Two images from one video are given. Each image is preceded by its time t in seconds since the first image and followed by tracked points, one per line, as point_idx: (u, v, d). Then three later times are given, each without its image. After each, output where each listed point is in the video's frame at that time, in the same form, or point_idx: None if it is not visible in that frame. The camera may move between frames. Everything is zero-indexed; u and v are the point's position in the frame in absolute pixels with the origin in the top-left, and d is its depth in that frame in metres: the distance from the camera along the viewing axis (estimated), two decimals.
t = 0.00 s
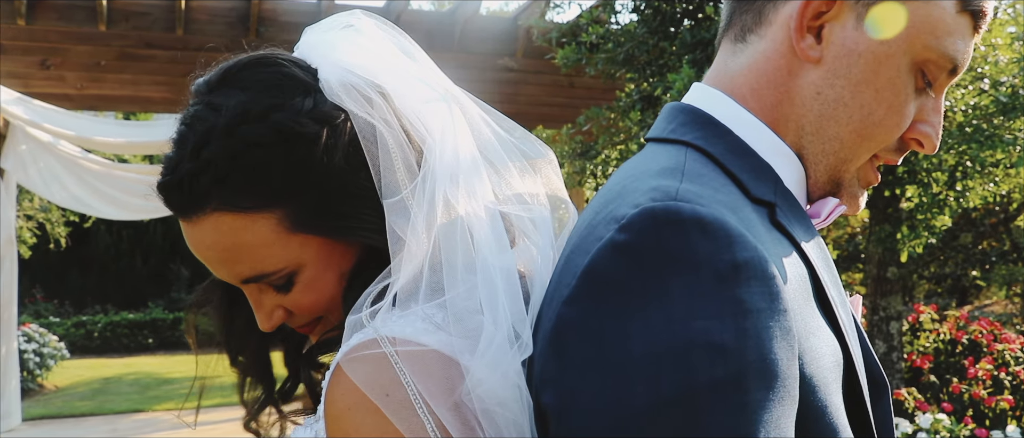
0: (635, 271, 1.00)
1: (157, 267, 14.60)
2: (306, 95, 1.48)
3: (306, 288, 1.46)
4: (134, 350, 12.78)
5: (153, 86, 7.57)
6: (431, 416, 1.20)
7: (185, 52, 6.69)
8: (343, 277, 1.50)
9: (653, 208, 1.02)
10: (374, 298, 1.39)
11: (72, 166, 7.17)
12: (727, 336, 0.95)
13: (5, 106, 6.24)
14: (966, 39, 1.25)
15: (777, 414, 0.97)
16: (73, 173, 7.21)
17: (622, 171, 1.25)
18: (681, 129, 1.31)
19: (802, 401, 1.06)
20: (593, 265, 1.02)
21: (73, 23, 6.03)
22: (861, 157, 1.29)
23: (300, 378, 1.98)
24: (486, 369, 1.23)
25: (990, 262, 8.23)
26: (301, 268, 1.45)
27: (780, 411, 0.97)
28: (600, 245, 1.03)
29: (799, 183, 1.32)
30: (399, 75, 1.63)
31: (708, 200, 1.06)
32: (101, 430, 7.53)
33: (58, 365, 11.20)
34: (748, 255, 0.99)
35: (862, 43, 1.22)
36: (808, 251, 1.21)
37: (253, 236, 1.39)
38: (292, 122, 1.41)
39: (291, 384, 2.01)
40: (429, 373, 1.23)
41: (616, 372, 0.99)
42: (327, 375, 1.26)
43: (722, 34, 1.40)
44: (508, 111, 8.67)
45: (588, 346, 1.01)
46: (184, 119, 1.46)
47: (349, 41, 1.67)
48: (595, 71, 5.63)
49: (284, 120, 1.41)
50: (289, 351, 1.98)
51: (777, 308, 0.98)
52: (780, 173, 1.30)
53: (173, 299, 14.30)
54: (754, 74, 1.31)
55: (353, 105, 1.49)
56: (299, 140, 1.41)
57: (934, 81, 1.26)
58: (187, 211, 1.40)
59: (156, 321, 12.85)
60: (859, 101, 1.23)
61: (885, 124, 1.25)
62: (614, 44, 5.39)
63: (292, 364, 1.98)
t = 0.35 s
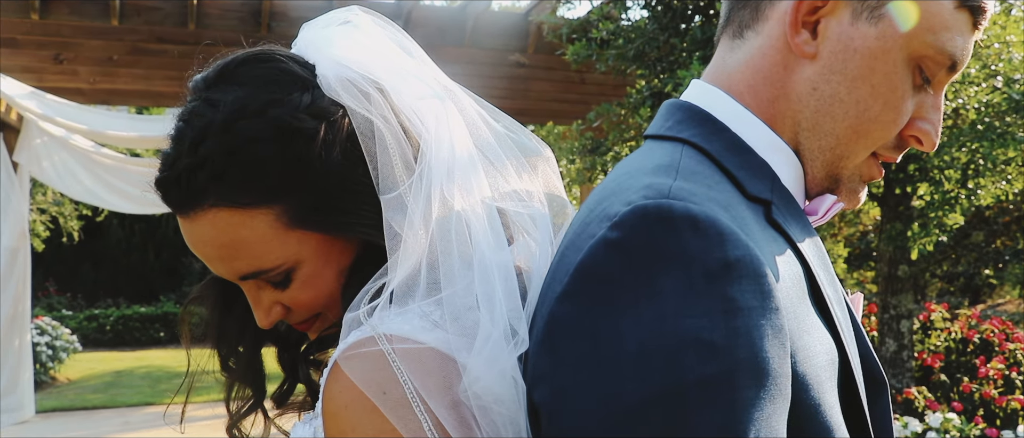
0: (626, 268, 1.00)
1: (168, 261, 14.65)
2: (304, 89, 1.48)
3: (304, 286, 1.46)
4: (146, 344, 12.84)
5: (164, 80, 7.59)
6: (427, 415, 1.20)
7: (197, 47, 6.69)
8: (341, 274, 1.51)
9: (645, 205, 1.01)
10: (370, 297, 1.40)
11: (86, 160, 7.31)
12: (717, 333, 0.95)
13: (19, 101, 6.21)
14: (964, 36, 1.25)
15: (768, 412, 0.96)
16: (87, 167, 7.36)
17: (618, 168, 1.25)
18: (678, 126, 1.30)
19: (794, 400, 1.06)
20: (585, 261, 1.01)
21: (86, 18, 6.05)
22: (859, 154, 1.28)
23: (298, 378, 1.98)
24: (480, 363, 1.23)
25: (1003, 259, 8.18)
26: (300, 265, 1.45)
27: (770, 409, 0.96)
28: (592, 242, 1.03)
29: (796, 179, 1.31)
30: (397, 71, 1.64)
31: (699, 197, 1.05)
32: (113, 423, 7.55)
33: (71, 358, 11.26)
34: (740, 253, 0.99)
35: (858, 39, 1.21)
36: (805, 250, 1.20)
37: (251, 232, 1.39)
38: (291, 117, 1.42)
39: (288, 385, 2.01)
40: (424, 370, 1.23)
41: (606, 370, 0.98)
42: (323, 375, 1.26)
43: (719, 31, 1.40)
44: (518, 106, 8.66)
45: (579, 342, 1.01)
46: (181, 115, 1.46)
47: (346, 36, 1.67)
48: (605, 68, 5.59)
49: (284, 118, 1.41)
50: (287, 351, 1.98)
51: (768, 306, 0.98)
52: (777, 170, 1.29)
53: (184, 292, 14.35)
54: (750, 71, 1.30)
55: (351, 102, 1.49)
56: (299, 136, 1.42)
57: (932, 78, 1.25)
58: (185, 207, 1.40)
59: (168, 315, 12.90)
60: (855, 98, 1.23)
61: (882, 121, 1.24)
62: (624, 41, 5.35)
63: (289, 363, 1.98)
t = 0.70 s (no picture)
0: (620, 276, 1.01)
1: (180, 263, 14.72)
2: (307, 95, 1.50)
3: (303, 288, 1.48)
4: (157, 345, 12.90)
5: (176, 83, 7.63)
6: (424, 422, 1.21)
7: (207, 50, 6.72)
8: (340, 278, 1.52)
9: (638, 214, 1.02)
10: (369, 303, 1.41)
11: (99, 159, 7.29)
12: (709, 341, 0.96)
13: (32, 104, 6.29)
14: (962, 42, 1.24)
15: (761, 419, 0.97)
16: (101, 169, 7.36)
17: (615, 176, 1.26)
18: (676, 133, 1.31)
19: (788, 408, 1.06)
20: (580, 270, 1.03)
21: (98, 21, 6.09)
22: (856, 162, 1.28)
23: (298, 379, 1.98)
24: (478, 370, 1.24)
25: (1016, 261, 8.13)
26: (298, 267, 1.47)
27: (763, 416, 0.97)
28: (587, 250, 1.03)
29: (793, 187, 1.32)
30: (398, 78, 1.64)
31: (694, 205, 1.06)
32: (124, 424, 7.59)
33: (83, 359, 11.32)
34: (733, 261, 0.99)
35: (854, 46, 1.21)
36: (801, 258, 1.21)
37: (251, 233, 1.42)
38: (292, 122, 1.44)
39: (289, 386, 2.01)
40: (422, 376, 1.24)
41: (600, 378, 0.99)
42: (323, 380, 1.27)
43: (718, 39, 1.41)
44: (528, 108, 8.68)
45: (574, 350, 1.01)
46: (188, 116, 1.49)
47: (351, 42, 1.69)
48: (614, 70, 5.59)
49: (286, 123, 1.44)
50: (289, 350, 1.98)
51: (761, 314, 0.99)
52: (775, 179, 1.30)
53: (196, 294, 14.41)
54: (748, 79, 1.31)
55: (353, 107, 1.51)
56: (301, 141, 1.44)
57: (930, 84, 1.25)
58: (188, 207, 1.43)
59: (179, 316, 12.96)
60: (852, 104, 1.23)
61: (879, 128, 1.25)
62: (632, 43, 5.35)
63: (291, 363, 1.98)
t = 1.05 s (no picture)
0: (613, 286, 1.02)
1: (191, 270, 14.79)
2: (309, 105, 1.53)
3: (303, 297, 1.50)
4: (169, 352, 12.96)
5: (187, 91, 7.67)
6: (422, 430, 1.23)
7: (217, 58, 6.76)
8: (340, 286, 1.54)
9: (633, 223, 1.04)
10: (368, 313, 1.44)
11: (109, 169, 7.42)
12: (702, 351, 0.97)
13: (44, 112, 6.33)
14: (957, 47, 1.20)
15: (755, 427, 0.98)
16: (112, 177, 7.48)
17: (611, 186, 1.27)
18: (672, 142, 1.31)
19: (782, 416, 1.08)
20: (574, 280, 1.04)
21: (109, 31, 6.13)
22: (851, 167, 1.26)
23: (302, 386, 2.01)
24: (476, 379, 1.26)
25: None
26: (299, 276, 1.49)
27: (757, 424, 0.98)
28: (582, 259, 1.05)
29: (789, 194, 1.30)
30: (399, 88, 1.67)
31: (688, 214, 1.08)
32: (135, 430, 7.64)
33: (94, 366, 11.38)
34: (726, 270, 1.01)
35: (847, 53, 1.19)
36: (797, 267, 1.22)
37: (253, 241, 1.44)
38: (293, 132, 1.46)
39: (293, 394, 2.02)
40: (420, 385, 1.26)
41: (593, 387, 1.01)
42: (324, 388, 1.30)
43: (715, 48, 1.39)
44: (537, 114, 8.71)
45: (569, 359, 1.03)
46: (190, 125, 1.51)
47: (354, 53, 1.72)
48: (621, 76, 5.59)
49: (286, 133, 1.46)
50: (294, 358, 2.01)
51: (754, 323, 1.00)
52: (771, 186, 1.29)
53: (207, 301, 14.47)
54: (744, 86, 1.29)
55: (355, 117, 1.53)
56: (302, 150, 1.47)
57: (925, 90, 1.22)
58: (190, 215, 1.45)
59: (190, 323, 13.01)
60: (846, 111, 1.21)
61: (875, 134, 1.22)
62: (638, 49, 5.35)
63: (295, 370, 2.02)
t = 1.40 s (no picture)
0: (615, 285, 1.03)
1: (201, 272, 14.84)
2: (310, 105, 1.54)
3: (307, 298, 1.51)
4: (179, 354, 13.00)
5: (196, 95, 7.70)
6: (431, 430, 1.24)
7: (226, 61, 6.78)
8: (343, 287, 1.55)
9: (635, 223, 1.05)
10: (373, 314, 1.45)
11: (123, 174, 7.39)
12: (704, 349, 0.98)
13: (55, 116, 6.42)
14: (961, 49, 1.21)
15: (757, 424, 0.99)
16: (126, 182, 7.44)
17: (613, 186, 1.28)
18: (676, 142, 1.31)
19: (786, 414, 1.08)
20: (577, 280, 1.05)
21: (118, 35, 6.15)
22: (857, 167, 1.25)
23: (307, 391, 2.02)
24: (481, 378, 1.27)
25: None
26: (301, 278, 1.50)
27: (760, 422, 0.99)
28: (585, 259, 1.06)
29: (793, 194, 1.29)
30: (399, 90, 1.68)
31: (691, 213, 1.09)
32: (147, 432, 7.67)
33: (105, 368, 11.44)
34: (728, 268, 1.01)
35: (851, 54, 1.20)
36: (801, 265, 1.22)
37: (254, 242, 1.45)
38: (295, 132, 1.47)
39: (299, 398, 2.05)
40: (427, 386, 1.27)
41: (596, 385, 1.02)
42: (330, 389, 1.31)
43: (717, 47, 1.38)
44: (545, 116, 8.74)
45: (572, 358, 1.04)
46: (193, 128, 1.53)
47: (356, 56, 1.73)
48: (628, 77, 5.60)
49: (287, 132, 1.46)
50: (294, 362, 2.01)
51: (757, 321, 1.00)
52: (776, 186, 1.28)
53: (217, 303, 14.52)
54: (748, 85, 1.29)
55: (357, 117, 1.55)
56: (303, 149, 1.48)
57: (929, 91, 1.22)
58: (193, 215, 1.47)
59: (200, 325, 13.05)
60: (851, 111, 1.21)
61: (878, 134, 1.23)
62: (645, 50, 5.33)
63: (299, 374, 2.02)
